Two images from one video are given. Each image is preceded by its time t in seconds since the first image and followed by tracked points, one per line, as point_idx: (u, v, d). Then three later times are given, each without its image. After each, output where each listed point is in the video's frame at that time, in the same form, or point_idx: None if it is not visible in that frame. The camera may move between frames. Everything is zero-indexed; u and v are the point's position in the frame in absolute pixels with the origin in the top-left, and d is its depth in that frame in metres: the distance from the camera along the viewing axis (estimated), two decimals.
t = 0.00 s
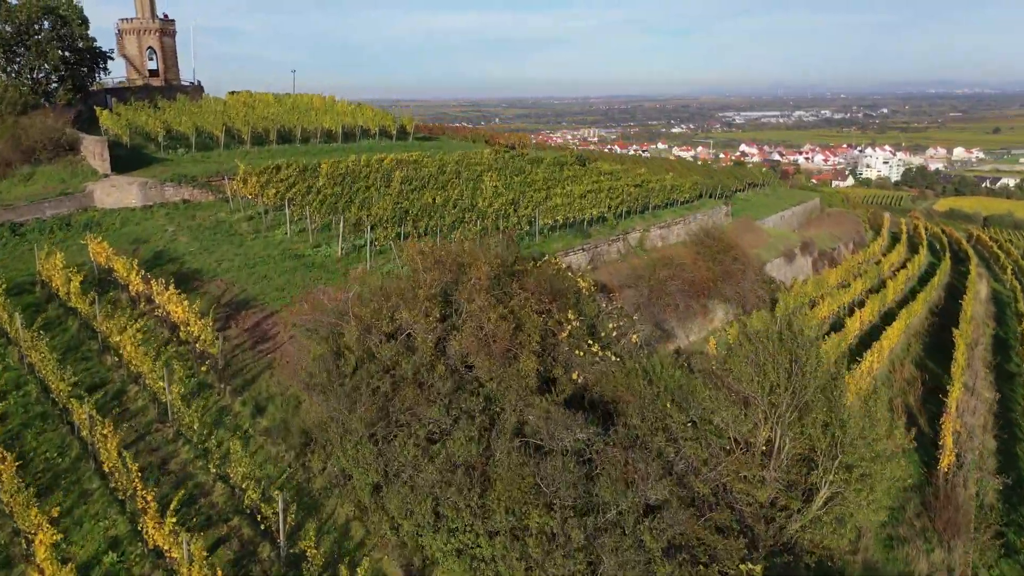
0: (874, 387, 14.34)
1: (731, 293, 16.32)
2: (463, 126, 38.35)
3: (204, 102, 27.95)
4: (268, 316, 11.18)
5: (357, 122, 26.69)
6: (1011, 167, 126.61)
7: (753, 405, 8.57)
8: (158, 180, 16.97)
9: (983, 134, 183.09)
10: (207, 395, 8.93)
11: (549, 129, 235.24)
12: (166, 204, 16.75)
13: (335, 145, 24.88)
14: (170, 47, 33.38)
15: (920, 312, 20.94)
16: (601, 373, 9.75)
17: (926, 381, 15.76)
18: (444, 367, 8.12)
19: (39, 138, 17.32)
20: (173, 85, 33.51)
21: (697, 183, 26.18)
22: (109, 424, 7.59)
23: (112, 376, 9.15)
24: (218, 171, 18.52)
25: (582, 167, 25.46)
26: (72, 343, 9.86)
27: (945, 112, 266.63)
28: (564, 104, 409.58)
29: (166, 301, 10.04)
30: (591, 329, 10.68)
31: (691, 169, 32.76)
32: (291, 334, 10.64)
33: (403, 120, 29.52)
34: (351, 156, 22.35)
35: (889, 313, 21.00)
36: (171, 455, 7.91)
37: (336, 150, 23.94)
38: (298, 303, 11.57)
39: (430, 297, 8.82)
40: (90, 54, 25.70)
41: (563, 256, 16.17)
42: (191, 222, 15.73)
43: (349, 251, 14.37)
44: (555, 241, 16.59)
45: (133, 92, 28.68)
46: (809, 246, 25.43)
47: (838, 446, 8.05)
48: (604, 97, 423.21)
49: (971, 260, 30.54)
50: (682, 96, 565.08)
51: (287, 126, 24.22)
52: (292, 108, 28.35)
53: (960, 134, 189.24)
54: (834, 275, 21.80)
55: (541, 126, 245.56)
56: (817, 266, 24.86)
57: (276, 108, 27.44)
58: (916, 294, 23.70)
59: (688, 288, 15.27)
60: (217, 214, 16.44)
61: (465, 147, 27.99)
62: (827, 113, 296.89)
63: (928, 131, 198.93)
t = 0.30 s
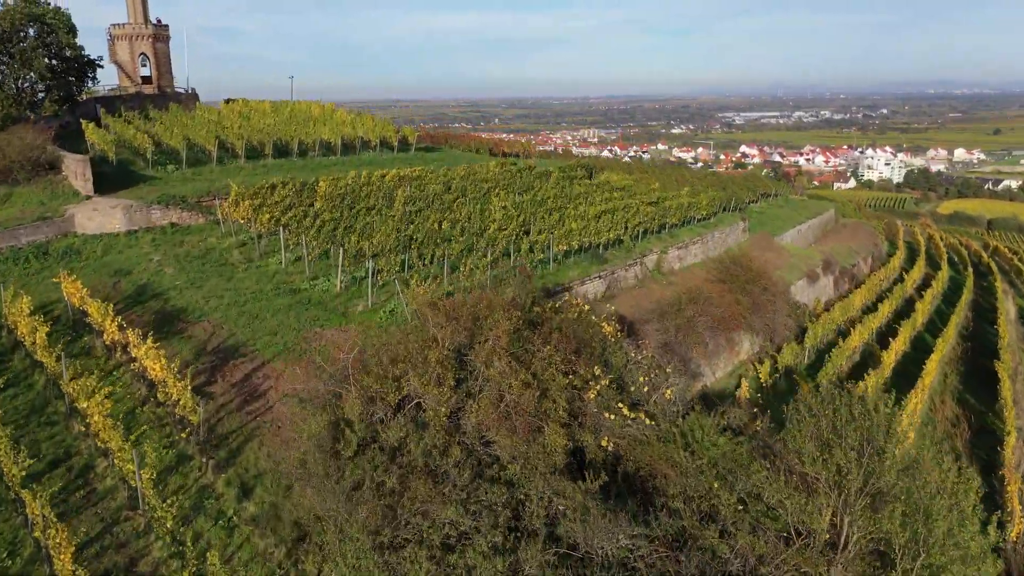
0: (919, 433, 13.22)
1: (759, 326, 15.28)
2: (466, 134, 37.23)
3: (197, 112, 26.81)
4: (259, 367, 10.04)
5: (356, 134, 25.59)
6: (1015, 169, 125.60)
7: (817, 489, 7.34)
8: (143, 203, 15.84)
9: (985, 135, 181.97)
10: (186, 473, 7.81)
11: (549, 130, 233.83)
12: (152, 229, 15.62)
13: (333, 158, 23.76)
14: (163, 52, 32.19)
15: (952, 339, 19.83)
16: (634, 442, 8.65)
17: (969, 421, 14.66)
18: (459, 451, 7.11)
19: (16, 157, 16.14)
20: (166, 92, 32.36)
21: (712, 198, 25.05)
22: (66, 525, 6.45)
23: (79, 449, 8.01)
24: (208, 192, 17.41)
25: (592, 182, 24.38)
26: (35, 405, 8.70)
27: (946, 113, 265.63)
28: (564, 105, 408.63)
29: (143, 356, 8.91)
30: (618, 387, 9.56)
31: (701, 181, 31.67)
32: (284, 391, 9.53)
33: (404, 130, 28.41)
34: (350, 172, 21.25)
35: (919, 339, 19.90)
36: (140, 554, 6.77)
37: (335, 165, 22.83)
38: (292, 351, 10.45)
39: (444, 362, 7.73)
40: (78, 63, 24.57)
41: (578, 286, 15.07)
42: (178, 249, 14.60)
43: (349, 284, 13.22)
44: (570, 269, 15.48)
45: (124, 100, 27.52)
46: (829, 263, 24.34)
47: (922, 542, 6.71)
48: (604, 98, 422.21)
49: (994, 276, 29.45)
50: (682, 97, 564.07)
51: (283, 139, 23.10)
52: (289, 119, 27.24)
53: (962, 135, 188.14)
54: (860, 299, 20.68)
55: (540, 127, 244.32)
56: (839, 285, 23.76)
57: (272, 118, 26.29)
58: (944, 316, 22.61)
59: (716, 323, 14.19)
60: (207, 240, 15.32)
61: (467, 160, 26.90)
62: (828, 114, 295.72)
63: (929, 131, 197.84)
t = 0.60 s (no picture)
0: (969, 485, 12.16)
1: (791, 362, 14.24)
2: (467, 142, 36.23)
3: (189, 123, 25.73)
4: (246, 429, 8.94)
5: (355, 147, 24.55)
6: (1018, 170, 124.76)
7: None
8: (127, 229, 14.73)
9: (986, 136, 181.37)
10: None
11: (549, 130, 232.95)
12: (136, 257, 14.53)
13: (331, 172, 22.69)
14: (156, 59, 31.08)
15: (987, 365, 18.76)
16: (674, 526, 7.62)
17: (1018, 465, 13.60)
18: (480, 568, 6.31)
19: None
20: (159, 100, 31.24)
21: (728, 213, 23.99)
22: None
23: (35, 543, 6.93)
24: (197, 214, 16.36)
25: (603, 198, 23.31)
26: None
27: (947, 113, 265.06)
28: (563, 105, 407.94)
29: (114, 426, 7.81)
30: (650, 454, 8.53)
31: (713, 193, 30.59)
32: (275, 461, 8.45)
33: (405, 142, 27.35)
34: (350, 189, 20.20)
35: (952, 366, 18.84)
36: None
37: (333, 180, 21.77)
38: (284, 409, 9.36)
39: (459, 447, 6.67)
40: (65, 72, 23.45)
41: (596, 320, 14.00)
42: (163, 281, 13.52)
43: (348, 323, 12.11)
44: (586, 301, 14.42)
45: (114, 111, 26.41)
46: (850, 282, 23.30)
47: None
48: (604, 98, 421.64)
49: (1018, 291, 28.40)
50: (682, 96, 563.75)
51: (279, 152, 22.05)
52: (286, 130, 26.20)
53: (963, 134, 187.47)
54: (887, 324, 19.63)
55: (540, 128, 243.22)
56: (861, 305, 22.71)
57: (267, 129, 25.22)
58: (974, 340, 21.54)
59: (745, 363, 13.12)
60: (195, 269, 14.27)
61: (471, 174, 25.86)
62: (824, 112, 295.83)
63: (930, 131, 197.14)
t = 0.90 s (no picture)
0: None
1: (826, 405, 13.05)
2: (470, 151, 35.20)
3: (181, 135, 24.65)
4: (231, 508, 7.87)
5: (355, 161, 23.47)
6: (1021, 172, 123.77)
7: None
8: (108, 258, 13.66)
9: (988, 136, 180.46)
10: None
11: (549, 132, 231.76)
12: (118, 289, 13.46)
13: (329, 188, 21.63)
14: (149, 66, 29.82)
15: None
16: None
17: None
18: None
19: None
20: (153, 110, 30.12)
21: (745, 231, 22.92)
22: None
23: None
24: (185, 240, 15.30)
25: (615, 216, 22.27)
26: None
27: (948, 114, 264.09)
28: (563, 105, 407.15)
29: (73, 516, 6.72)
30: (687, 538, 7.48)
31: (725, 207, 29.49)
32: (262, 550, 7.38)
33: (406, 155, 26.28)
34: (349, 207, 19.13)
35: (989, 397, 17.75)
36: None
37: (331, 198, 20.70)
38: (274, 481, 8.28)
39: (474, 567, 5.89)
40: (52, 83, 22.38)
41: (614, 359, 12.91)
42: (145, 318, 12.47)
43: (346, 369, 10.99)
44: (604, 338, 13.34)
45: (103, 123, 25.38)
46: (873, 303, 22.23)
47: None
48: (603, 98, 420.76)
49: None
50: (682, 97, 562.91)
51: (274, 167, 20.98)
52: (282, 142, 25.16)
53: (965, 135, 186.54)
54: (918, 351, 18.54)
55: (541, 129, 242.13)
56: (886, 327, 21.62)
57: (263, 142, 24.16)
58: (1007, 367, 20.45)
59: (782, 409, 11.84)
60: (181, 305, 13.23)
61: (474, 188, 24.79)
62: (825, 113, 295.02)
63: (930, 131, 196.30)
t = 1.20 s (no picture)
0: None
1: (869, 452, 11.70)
2: (471, 161, 34.18)
3: (173, 148, 23.56)
4: None
5: (353, 176, 22.41)
6: None
7: None
8: (84, 291, 12.58)
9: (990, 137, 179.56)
10: None
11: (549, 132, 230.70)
12: (95, 325, 12.38)
13: (326, 205, 20.54)
14: (140, 74, 28.07)
15: None
16: None
17: None
18: None
19: None
20: (144, 120, 28.67)
21: (763, 250, 21.84)
22: None
23: None
24: (169, 267, 14.21)
25: (628, 236, 21.20)
26: None
27: (948, 114, 263.29)
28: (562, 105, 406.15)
29: None
30: None
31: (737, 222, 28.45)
32: None
33: (407, 168, 25.22)
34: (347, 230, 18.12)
35: None
36: None
37: (328, 216, 19.64)
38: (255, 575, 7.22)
39: None
40: (35, 93, 21.27)
41: (634, 405, 11.83)
42: (123, 361, 11.40)
43: (341, 425, 9.91)
44: (624, 381, 12.26)
45: (90, 135, 24.25)
46: (896, 326, 21.18)
47: None
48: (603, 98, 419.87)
49: None
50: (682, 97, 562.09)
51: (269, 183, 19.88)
52: (278, 155, 24.09)
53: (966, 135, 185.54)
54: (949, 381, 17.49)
55: (540, 129, 241.25)
56: (910, 352, 20.58)
57: (258, 155, 23.07)
58: None
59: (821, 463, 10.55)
60: (163, 344, 12.16)
61: (478, 205, 23.72)
62: (825, 113, 294.10)
63: (930, 131, 195.57)
